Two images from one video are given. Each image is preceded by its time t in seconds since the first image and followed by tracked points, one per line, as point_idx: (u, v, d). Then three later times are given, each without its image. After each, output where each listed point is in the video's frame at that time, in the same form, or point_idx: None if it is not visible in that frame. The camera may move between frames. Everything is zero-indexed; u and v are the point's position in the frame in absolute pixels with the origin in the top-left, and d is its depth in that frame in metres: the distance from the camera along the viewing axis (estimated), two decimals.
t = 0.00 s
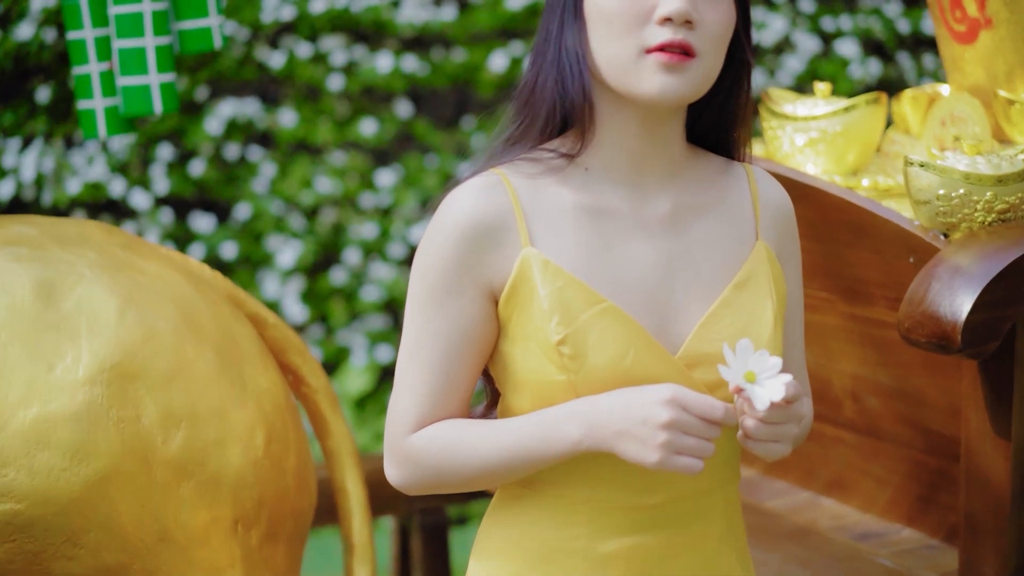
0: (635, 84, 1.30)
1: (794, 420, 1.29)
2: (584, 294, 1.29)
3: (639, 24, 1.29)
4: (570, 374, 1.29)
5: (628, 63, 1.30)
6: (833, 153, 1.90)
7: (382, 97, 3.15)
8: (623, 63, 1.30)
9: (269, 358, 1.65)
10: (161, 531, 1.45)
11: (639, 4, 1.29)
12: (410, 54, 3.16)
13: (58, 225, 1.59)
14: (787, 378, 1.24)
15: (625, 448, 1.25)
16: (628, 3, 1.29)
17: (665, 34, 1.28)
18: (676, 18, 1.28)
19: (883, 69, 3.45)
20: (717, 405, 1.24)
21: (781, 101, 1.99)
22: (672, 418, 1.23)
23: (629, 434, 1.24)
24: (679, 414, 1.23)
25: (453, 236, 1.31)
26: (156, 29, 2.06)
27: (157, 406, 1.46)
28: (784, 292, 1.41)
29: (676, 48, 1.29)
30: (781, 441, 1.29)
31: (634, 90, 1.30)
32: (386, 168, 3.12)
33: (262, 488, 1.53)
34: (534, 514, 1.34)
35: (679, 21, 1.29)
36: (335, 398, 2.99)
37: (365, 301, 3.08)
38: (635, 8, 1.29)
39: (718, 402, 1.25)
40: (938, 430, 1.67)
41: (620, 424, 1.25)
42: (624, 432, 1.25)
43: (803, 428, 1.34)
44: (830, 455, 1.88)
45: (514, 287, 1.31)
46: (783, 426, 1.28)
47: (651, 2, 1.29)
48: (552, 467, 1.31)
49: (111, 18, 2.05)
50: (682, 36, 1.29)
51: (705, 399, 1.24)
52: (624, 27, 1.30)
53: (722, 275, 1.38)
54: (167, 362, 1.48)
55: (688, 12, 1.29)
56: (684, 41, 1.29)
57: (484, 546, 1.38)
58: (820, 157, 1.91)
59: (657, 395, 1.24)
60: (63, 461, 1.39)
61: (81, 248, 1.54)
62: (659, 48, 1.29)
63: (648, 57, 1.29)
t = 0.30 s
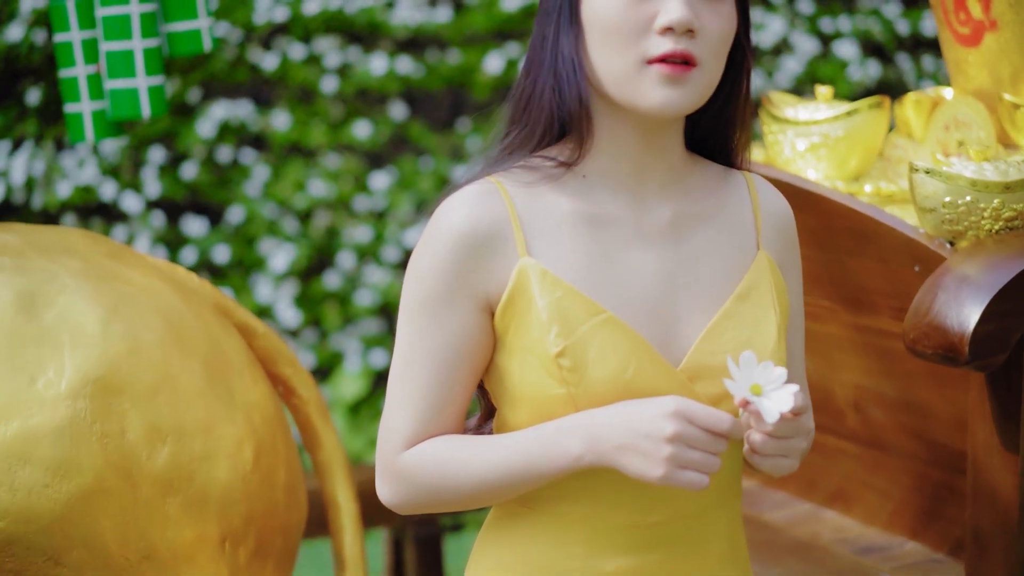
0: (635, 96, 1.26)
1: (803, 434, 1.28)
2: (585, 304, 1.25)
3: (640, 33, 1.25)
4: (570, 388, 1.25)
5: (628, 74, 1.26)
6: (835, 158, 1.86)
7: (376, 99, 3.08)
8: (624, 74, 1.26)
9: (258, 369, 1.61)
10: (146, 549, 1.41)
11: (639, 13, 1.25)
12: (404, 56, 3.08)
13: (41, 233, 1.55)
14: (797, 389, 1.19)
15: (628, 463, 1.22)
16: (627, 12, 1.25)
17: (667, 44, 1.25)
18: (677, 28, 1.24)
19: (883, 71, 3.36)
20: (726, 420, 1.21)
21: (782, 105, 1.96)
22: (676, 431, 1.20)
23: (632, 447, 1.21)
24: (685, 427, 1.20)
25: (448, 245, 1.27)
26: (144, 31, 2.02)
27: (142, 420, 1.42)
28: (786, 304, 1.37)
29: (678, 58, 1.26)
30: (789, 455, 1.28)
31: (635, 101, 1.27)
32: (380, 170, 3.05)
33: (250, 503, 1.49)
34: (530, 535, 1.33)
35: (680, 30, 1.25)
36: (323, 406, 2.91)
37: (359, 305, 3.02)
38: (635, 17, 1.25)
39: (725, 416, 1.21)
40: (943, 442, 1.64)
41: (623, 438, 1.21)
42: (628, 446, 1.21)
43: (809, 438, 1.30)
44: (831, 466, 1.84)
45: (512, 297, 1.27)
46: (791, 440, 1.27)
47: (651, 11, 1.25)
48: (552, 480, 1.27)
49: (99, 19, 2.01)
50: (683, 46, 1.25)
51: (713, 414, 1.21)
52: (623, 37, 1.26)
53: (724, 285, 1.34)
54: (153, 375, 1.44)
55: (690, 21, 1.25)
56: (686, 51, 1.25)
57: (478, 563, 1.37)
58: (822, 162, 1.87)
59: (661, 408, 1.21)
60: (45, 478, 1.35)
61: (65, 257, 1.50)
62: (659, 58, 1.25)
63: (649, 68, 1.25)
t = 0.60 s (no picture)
0: (635, 104, 1.23)
1: (812, 446, 1.25)
2: (589, 311, 1.22)
3: (640, 41, 1.21)
4: (573, 397, 1.22)
5: (628, 82, 1.22)
6: (840, 162, 1.82)
7: (374, 100, 2.99)
8: (623, 82, 1.23)
9: (250, 378, 1.57)
10: (134, 565, 1.37)
11: (639, 20, 1.21)
12: (403, 56, 2.99)
13: (27, 239, 1.51)
14: (805, 396, 1.16)
15: (636, 472, 1.18)
16: (625, 19, 1.21)
17: (669, 53, 1.21)
18: (678, 36, 1.21)
19: (885, 72, 3.31)
20: (737, 427, 1.17)
21: (786, 108, 1.93)
22: (687, 439, 1.16)
23: (639, 456, 1.18)
24: (695, 435, 1.17)
25: (446, 250, 1.23)
26: (136, 32, 1.98)
27: (130, 431, 1.38)
28: (792, 313, 1.34)
29: (679, 66, 1.22)
30: (798, 468, 1.24)
31: (635, 110, 1.23)
32: (378, 172, 2.94)
33: (242, 517, 1.45)
34: (530, 552, 1.29)
35: (682, 38, 1.21)
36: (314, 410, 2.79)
37: (356, 309, 2.90)
38: (635, 23, 1.21)
39: (735, 423, 1.18)
40: (950, 452, 1.58)
41: (629, 447, 1.18)
42: (635, 455, 1.18)
43: (818, 449, 1.26)
44: (837, 475, 1.80)
45: (512, 304, 1.23)
46: (801, 452, 1.23)
47: (652, 17, 1.21)
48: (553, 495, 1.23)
49: (90, 20, 1.98)
50: (685, 54, 1.22)
51: (722, 421, 1.18)
52: (623, 44, 1.22)
53: (728, 292, 1.30)
54: (141, 386, 1.40)
55: (693, 28, 1.21)
56: (688, 59, 1.22)
57: None
58: (827, 165, 1.83)
59: (671, 415, 1.18)
60: (29, 492, 1.31)
61: (52, 263, 1.46)
62: (660, 67, 1.21)
63: (649, 77, 1.22)
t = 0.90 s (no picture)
0: (638, 112, 1.19)
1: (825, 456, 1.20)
2: (593, 316, 1.18)
3: (643, 46, 1.17)
4: (576, 405, 1.18)
5: (630, 89, 1.18)
6: (846, 164, 1.78)
7: (371, 100, 2.94)
8: (624, 87, 1.19)
9: (241, 386, 1.53)
10: None
11: (640, 24, 1.17)
12: (400, 56, 2.94)
13: (12, 244, 1.47)
14: (816, 402, 1.13)
15: (644, 482, 1.14)
16: (627, 24, 1.17)
17: (671, 58, 1.17)
18: (682, 41, 1.16)
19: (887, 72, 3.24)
20: (749, 433, 1.13)
21: (791, 109, 1.88)
22: (697, 447, 1.12)
23: (648, 466, 1.13)
24: (706, 443, 1.13)
25: (445, 254, 1.19)
26: (126, 32, 1.94)
27: (117, 442, 1.34)
28: (800, 321, 1.29)
29: (683, 72, 1.18)
30: (809, 478, 1.20)
31: (638, 117, 1.19)
32: (375, 173, 2.90)
33: (232, 529, 1.41)
34: (531, 567, 1.25)
35: (686, 44, 1.17)
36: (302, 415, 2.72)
37: (353, 312, 2.85)
38: (636, 29, 1.17)
39: (749, 429, 1.14)
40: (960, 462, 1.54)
41: (636, 457, 1.14)
42: (643, 464, 1.14)
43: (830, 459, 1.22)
44: (842, 485, 1.75)
45: (513, 309, 1.19)
46: (812, 462, 1.19)
47: (654, 22, 1.17)
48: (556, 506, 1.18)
49: (79, 19, 1.94)
50: (689, 59, 1.17)
51: (735, 426, 1.13)
52: (624, 49, 1.18)
53: (735, 298, 1.26)
54: (129, 396, 1.36)
55: (697, 33, 1.17)
56: (691, 64, 1.18)
57: None
58: (832, 168, 1.79)
59: (681, 423, 1.14)
60: (12, 506, 1.27)
61: (37, 269, 1.42)
62: (664, 73, 1.17)
63: (652, 84, 1.18)
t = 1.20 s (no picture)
0: (643, 120, 1.15)
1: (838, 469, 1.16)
2: (599, 323, 1.14)
3: (647, 53, 1.13)
4: (581, 416, 1.13)
5: (634, 97, 1.14)
6: (852, 167, 1.74)
7: (366, 101, 2.73)
8: (629, 95, 1.15)
9: (231, 397, 1.48)
10: None
11: (645, 29, 1.13)
12: (397, 56, 2.74)
13: None
14: (828, 413, 1.10)
15: (651, 496, 1.09)
16: (630, 30, 1.13)
17: (677, 65, 1.13)
18: (688, 47, 1.12)
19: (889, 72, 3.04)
20: (762, 442, 1.08)
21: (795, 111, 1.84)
22: (708, 460, 1.07)
23: (656, 479, 1.09)
24: (718, 456, 1.08)
25: (445, 259, 1.15)
26: (115, 31, 1.90)
27: (103, 455, 1.30)
28: (810, 330, 1.25)
29: (689, 79, 1.14)
30: (822, 492, 1.16)
31: (643, 126, 1.15)
32: (370, 174, 2.70)
33: (222, 544, 1.37)
34: None
35: (692, 50, 1.12)
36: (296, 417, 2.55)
37: (349, 315, 2.65)
38: (640, 35, 1.13)
39: (761, 439, 1.08)
40: (971, 473, 1.50)
41: (645, 469, 1.09)
42: (649, 478, 1.09)
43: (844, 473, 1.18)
44: (848, 495, 1.70)
45: (516, 315, 1.15)
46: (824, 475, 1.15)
47: (658, 28, 1.13)
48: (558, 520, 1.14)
49: (68, 18, 1.89)
50: (695, 66, 1.13)
51: (747, 437, 1.08)
52: (628, 55, 1.14)
53: (744, 307, 1.22)
54: (115, 407, 1.32)
55: (704, 38, 1.13)
56: (698, 71, 1.14)
57: None
58: (838, 171, 1.75)
59: (691, 434, 1.09)
60: None
61: (20, 275, 1.37)
62: (669, 81, 1.13)
63: (657, 92, 1.14)
